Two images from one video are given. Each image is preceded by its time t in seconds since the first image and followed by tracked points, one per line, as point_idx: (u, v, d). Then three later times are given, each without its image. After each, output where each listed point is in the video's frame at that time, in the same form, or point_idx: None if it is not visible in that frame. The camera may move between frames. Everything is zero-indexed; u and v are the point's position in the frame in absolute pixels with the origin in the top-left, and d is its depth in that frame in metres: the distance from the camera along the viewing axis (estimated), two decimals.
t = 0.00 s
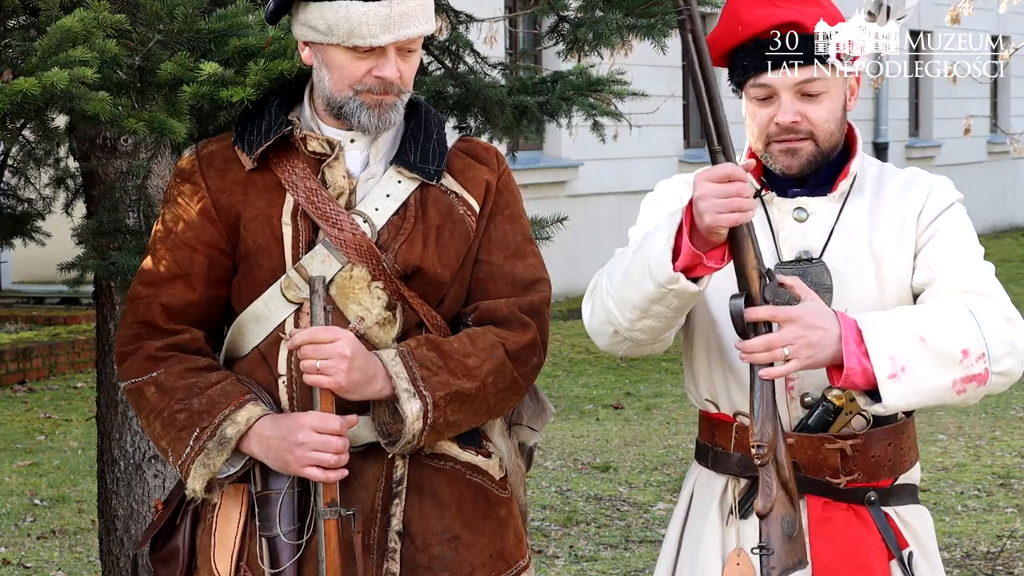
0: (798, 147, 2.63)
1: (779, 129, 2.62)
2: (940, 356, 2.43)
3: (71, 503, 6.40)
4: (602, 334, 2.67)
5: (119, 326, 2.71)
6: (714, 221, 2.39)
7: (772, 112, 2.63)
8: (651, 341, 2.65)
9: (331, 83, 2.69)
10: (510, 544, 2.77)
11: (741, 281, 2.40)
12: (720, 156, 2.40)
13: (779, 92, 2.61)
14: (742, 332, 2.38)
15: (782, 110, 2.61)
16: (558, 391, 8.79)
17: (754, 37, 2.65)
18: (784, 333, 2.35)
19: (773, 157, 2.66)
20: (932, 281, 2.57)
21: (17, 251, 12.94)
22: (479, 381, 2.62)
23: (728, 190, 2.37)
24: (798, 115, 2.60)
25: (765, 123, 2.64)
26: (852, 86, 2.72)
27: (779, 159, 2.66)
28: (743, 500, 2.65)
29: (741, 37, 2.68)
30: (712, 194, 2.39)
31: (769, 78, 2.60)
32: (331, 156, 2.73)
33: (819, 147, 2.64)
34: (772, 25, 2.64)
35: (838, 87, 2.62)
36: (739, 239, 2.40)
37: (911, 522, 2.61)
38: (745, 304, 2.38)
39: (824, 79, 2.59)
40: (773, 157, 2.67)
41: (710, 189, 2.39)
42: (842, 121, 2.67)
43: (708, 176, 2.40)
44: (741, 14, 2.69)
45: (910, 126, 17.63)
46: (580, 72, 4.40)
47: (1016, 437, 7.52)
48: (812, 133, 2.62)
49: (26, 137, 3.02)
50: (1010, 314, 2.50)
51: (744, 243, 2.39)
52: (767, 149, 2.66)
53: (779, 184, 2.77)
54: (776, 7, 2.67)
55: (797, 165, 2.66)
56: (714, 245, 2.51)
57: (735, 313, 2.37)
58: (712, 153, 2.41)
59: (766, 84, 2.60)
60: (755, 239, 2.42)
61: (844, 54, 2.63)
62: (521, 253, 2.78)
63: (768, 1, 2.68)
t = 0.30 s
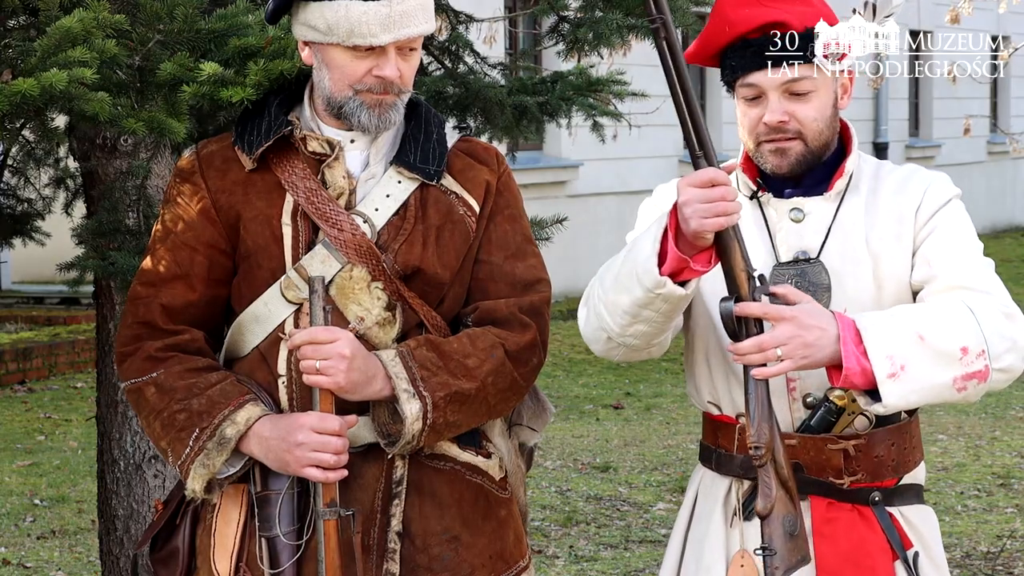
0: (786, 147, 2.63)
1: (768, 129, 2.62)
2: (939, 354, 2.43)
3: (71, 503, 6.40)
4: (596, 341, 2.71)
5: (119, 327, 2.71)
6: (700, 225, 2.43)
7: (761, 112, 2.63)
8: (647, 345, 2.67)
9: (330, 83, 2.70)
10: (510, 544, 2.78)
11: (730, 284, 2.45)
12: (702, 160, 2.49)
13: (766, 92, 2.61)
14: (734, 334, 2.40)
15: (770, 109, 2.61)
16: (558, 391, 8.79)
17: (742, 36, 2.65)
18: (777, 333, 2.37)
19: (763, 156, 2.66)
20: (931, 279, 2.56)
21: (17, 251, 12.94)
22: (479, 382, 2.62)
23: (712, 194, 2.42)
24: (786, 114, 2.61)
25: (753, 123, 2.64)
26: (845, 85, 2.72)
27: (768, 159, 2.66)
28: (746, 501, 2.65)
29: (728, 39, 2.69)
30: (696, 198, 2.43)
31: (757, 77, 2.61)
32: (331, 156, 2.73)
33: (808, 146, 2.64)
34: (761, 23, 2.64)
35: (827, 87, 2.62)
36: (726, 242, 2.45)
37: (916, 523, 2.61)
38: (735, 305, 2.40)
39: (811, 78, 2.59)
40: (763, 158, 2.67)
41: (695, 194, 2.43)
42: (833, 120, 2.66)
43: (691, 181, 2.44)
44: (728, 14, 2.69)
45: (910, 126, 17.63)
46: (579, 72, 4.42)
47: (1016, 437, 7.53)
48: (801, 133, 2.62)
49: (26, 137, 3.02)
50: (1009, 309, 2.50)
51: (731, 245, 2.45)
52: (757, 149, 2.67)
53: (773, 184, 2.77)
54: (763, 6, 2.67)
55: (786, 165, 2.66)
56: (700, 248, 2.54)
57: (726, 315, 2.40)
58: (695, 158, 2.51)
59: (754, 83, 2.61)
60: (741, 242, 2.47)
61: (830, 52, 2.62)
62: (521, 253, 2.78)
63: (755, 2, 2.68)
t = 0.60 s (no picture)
0: (780, 149, 2.63)
1: (762, 131, 2.62)
2: (932, 355, 2.43)
3: (71, 504, 6.41)
4: (590, 342, 2.71)
5: (119, 327, 2.71)
6: (688, 226, 2.43)
7: (755, 115, 2.63)
8: (639, 343, 2.67)
9: (330, 82, 2.70)
10: (510, 544, 2.77)
11: (719, 285, 2.46)
12: (689, 161, 2.52)
13: (761, 93, 2.61)
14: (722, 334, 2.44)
15: (763, 112, 2.61)
16: (558, 391, 8.79)
17: (735, 40, 2.66)
18: (766, 333, 2.38)
19: (758, 158, 2.67)
20: (927, 278, 2.56)
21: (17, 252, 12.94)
22: (479, 382, 2.62)
23: (701, 196, 2.41)
24: (780, 116, 2.60)
25: (748, 125, 2.64)
26: (840, 84, 2.72)
27: (763, 161, 2.67)
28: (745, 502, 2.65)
29: (722, 41, 2.69)
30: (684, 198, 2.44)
31: (751, 79, 2.60)
32: (331, 157, 2.73)
33: (803, 147, 2.64)
34: (751, 26, 2.64)
35: (821, 88, 2.62)
36: (714, 243, 2.46)
37: (915, 524, 2.61)
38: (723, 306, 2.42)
39: (805, 79, 2.59)
40: (758, 159, 2.67)
41: (682, 194, 2.43)
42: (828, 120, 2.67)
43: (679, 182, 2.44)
44: (721, 20, 2.69)
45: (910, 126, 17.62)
46: (579, 73, 4.43)
47: (1016, 437, 7.52)
48: (796, 135, 2.61)
49: (27, 137, 3.03)
50: (1005, 307, 2.49)
51: (719, 246, 2.46)
52: (752, 151, 2.66)
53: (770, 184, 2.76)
54: (755, 9, 2.67)
55: (781, 167, 2.66)
56: (689, 249, 2.54)
57: (714, 316, 2.43)
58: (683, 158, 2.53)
59: (748, 85, 2.61)
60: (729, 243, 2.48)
61: (824, 53, 2.62)
62: (520, 253, 2.78)
63: (748, 4, 2.68)
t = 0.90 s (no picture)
0: (774, 185, 2.51)
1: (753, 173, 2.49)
2: (936, 355, 2.27)
3: (71, 507, 6.40)
4: (579, 363, 2.59)
5: (119, 330, 2.70)
6: (669, 251, 2.23)
7: (744, 154, 2.49)
8: (629, 362, 2.55)
9: (330, 84, 2.70)
10: (510, 547, 2.77)
11: (706, 306, 2.22)
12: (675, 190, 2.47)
13: (750, 136, 2.45)
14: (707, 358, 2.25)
15: (754, 155, 2.47)
16: (558, 393, 8.79)
17: (721, 87, 2.47)
18: (767, 358, 2.17)
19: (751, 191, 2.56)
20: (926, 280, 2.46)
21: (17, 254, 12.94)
22: (479, 384, 2.62)
23: (684, 218, 2.22)
24: (772, 157, 2.47)
25: (738, 163, 2.51)
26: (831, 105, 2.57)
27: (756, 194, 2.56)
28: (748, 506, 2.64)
29: (706, 86, 2.50)
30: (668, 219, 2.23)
31: (739, 123, 2.44)
32: (331, 159, 2.73)
33: (795, 180, 2.53)
34: (736, 74, 2.44)
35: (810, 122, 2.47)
36: (700, 271, 2.23)
37: (918, 526, 2.59)
38: (712, 332, 2.22)
39: (794, 120, 2.44)
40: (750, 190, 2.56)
41: (664, 218, 2.23)
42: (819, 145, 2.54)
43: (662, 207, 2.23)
44: (704, 64, 2.50)
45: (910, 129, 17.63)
46: (578, 76, 4.43)
47: (1016, 440, 7.52)
48: (788, 172, 2.50)
49: (27, 139, 3.02)
50: (1007, 303, 2.34)
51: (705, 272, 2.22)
52: (744, 183, 2.54)
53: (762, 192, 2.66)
54: (741, 50, 2.47)
55: (776, 199, 2.57)
56: (673, 274, 2.44)
57: (701, 341, 2.23)
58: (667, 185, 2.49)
59: (736, 130, 2.45)
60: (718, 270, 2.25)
61: (810, 94, 2.45)
62: (520, 256, 2.79)
63: (730, 43, 2.48)
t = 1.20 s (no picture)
0: (750, 211, 2.49)
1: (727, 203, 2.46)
2: (970, 408, 2.13)
3: (71, 511, 6.40)
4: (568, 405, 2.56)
5: (119, 334, 2.71)
6: (635, 321, 2.26)
7: (716, 185, 2.45)
8: (616, 414, 2.52)
9: (329, 88, 2.70)
10: (510, 551, 2.77)
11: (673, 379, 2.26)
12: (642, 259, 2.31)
13: (721, 168, 2.42)
14: (671, 429, 2.30)
15: (725, 186, 2.43)
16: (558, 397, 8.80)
17: (688, 122, 2.41)
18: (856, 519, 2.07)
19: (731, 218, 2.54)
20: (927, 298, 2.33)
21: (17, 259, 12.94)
22: (478, 389, 2.62)
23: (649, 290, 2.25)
24: (743, 187, 2.43)
25: (712, 192, 2.47)
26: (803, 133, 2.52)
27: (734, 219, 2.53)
28: (753, 515, 2.54)
29: (672, 123, 2.45)
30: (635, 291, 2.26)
31: (707, 158, 2.40)
32: (331, 163, 2.73)
33: (771, 205, 2.50)
34: (701, 110, 2.39)
35: (780, 151, 2.43)
36: (666, 339, 2.27)
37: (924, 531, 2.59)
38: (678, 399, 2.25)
39: (761, 151, 2.39)
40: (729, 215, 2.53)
41: (631, 289, 2.26)
42: (792, 167, 2.50)
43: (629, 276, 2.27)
44: (668, 99, 2.45)
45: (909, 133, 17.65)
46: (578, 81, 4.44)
47: (1016, 444, 7.52)
48: (762, 199, 2.47)
49: (27, 144, 3.02)
50: (996, 303, 2.22)
51: (670, 337, 2.26)
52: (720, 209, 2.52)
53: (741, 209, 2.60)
54: (704, 84, 2.41)
55: (755, 224, 2.55)
56: (645, 342, 2.45)
57: (664, 410, 2.30)
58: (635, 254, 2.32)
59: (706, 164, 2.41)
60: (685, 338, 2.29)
61: (775, 126, 2.40)
62: (520, 260, 2.79)
63: (693, 79, 2.43)
